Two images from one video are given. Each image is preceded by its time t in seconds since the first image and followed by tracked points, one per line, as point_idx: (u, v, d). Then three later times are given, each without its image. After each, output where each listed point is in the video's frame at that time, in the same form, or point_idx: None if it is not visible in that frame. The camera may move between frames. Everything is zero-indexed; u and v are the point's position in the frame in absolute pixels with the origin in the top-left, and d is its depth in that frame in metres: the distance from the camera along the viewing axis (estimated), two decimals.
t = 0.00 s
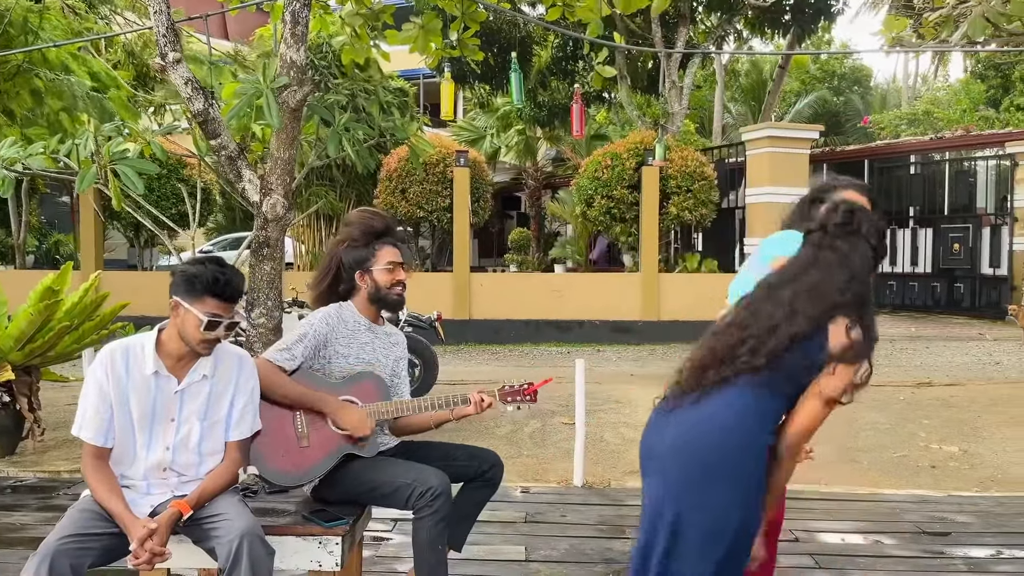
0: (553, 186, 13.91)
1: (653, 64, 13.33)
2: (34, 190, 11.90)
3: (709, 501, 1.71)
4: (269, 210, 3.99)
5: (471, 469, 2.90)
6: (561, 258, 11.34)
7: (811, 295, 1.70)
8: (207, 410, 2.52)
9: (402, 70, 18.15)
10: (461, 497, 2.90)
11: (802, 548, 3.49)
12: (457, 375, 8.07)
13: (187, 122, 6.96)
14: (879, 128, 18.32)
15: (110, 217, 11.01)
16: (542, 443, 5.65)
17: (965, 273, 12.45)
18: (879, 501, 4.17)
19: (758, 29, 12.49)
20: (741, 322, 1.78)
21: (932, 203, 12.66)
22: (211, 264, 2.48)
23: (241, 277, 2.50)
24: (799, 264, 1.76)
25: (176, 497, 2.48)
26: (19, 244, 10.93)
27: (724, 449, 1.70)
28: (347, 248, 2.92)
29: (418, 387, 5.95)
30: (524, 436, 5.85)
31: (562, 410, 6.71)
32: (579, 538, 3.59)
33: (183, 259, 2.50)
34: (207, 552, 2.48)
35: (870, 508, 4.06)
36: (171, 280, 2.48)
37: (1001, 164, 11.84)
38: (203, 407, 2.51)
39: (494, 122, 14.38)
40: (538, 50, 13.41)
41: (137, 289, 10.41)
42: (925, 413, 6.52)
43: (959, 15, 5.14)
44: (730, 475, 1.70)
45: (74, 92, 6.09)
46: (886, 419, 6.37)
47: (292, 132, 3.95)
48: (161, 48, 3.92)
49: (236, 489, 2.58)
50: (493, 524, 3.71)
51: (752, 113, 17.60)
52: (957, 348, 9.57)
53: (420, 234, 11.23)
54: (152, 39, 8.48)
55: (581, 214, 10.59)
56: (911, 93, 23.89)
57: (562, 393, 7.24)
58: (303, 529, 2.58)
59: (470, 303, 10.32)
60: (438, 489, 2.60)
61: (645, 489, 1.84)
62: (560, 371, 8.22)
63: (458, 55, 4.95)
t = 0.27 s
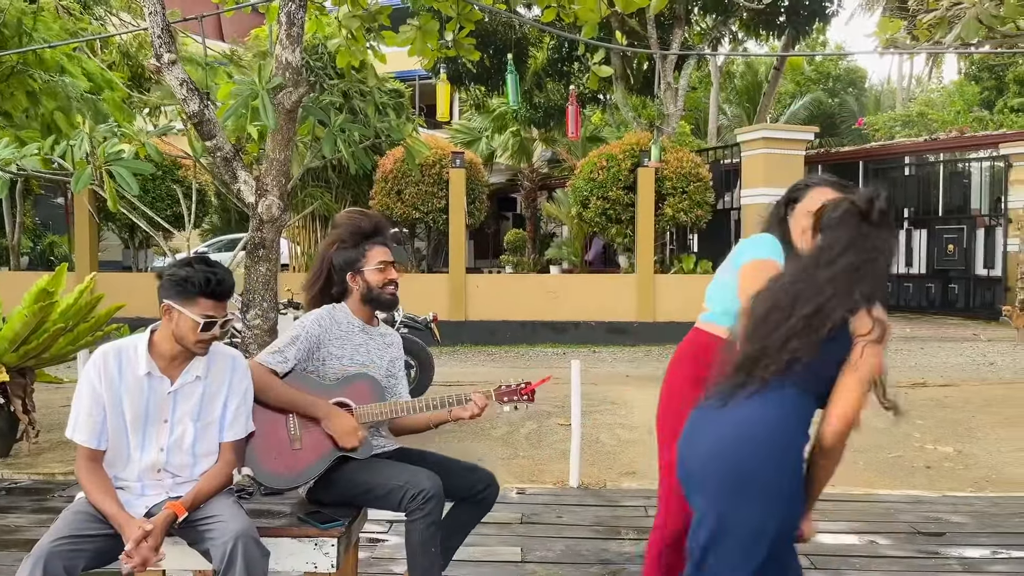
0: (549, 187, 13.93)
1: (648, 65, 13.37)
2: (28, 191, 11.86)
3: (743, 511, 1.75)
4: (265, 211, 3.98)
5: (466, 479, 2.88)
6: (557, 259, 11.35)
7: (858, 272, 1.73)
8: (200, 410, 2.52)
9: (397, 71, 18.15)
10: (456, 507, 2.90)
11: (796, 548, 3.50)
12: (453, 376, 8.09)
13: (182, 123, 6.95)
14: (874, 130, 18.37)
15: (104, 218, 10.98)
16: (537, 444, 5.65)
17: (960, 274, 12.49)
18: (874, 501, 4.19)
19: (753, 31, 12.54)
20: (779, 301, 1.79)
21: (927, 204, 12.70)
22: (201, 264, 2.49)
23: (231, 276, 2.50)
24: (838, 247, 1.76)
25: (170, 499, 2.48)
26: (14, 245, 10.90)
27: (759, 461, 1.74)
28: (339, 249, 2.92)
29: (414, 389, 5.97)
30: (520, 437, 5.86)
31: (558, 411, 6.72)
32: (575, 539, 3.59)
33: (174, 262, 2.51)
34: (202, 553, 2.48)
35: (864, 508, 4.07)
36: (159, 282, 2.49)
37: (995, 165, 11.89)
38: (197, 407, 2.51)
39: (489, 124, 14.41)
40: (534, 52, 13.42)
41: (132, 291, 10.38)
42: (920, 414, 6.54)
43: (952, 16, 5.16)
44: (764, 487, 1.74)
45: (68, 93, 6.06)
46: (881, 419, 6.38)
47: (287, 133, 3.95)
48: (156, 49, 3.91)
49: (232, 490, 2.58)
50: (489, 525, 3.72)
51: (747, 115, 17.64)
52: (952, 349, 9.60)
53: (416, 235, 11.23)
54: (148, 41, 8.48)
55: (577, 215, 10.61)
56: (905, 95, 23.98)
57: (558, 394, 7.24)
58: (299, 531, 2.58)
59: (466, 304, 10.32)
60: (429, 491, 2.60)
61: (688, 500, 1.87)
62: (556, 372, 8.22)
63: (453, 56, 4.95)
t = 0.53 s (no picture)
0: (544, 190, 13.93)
1: (643, 68, 13.38)
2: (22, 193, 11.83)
3: (832, 540, 1.89)
4: (260, 213, 3.99)
5: (461, 484, 2.87)
6: (553, 261, 11.36)
7: (927, 274, 1.85)
8: (193, 411, 2.51)
9: (392, 73, 18.15)
10: (452, 510, 2.91)
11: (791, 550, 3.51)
12: (448, 378, 8.08)
13: (176, 125, 6.93)
14: (868, 132, 18.42)
15: (99, 220, 10.95)
16: (533, 446, 5.66)
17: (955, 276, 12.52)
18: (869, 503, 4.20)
19: (748, 33, 12.56)
20: (850, 321, 1.90)
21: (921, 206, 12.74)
22: (182, 257, 2.50)
23: (212, 266, 2.51)
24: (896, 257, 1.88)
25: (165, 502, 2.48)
26: (8, 247, 10.86)
27: (834, 493, 1.88)
28: (332, 251, 2.92)
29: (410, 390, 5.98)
30: (515, 439, 5.86)
31: (553, 413, 6.72)
32: (570, 541, 3.60)
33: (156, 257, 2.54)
34: (198, 555, 2.48)
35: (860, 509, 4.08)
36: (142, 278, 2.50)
37: (989, 167, 11.93)
38: (189, 408, 2.50)
39: (484, 126, 14.42)
40: (529, 54, 13.40)
41: (127, 293, 10.35)
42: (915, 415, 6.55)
43: (946, 19, 5.19)
44: (851, 515, 1.87)
45: (63, 95, 6.05)
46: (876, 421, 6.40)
47: (282, 135, 3.95)
48: (150, 51, 3.90)
49: (227, 492, 2.58)
50: (484, 527, 3.72)
51: (742, 117, 17.68)
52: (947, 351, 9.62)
53: (411, 238, 11.22)
54: (143, 43, 8.47)
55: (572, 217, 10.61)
56: (900, 97, 24.05)
57: (553, 397, 7.25)
58: (294, 534, 2.57)
59: (461, 306, 10.32)
60: (417, 495, 2.60)
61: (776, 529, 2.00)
62: (551, 374, 8.22)
63: (448, 57, 4.94)
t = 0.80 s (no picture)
0: (540, 192, 13.96)
1: (639, 70, 13.41)
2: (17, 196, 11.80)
3: (933, 556, 1.66)
4: (256, 215, 3.98)
5: (457, 490, 2.86)
6: (549, 263, 11.37)
7: None
8: (189, 411, 2.51)
9: (388, 76, 18.17)
10: (450, 510, 2.90)
11: (788, 552, 3.52)
12: (444, 380, 8.08)
13: (171, 127, 6.93)
14: (863, 134, 18.47)
15: (94, 223, 10.93)
16: (529, 448, 5.66)
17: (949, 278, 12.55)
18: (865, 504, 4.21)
19: (743, 36, 12.61)
20: (955, 313, 1.66)
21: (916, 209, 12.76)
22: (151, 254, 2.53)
23: (180, 258, 2.54)
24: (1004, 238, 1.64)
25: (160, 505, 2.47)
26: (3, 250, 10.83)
27: (939, 509, 1.65)
28: (324, 255, 2.92)
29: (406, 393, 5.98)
30: (512, 441, 5.86)
31: (549, 416, 6.72)
32: (567, 543, 3.60)
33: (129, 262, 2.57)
34: (191, 558, 2.47)
35: (856, 511, 4.09)
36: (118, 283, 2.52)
37: (983, 169, 11.97)
38: (185, 408, 2.50)
39: (480, 128, 14.46)
40: (525, 56, 13.41)
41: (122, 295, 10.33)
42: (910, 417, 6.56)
43: (940, 22, 5.21)
44: (952, 528, 1.64)
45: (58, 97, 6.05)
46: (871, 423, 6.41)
47: (278, 137, 3.95)
48: (146, 53, 3.90)
49: (222, 493, 2.58)
50: (481, 529, 3.72)
51: (737, 120, 17.71)
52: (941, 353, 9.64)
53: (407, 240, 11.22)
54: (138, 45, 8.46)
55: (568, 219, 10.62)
56: (895, 99, 24.15)
57: (550, 399, 7.25)
58: (290, 536, 2.57)
59: (457, 309, 10.32)
60: (410, 498, 2.59)
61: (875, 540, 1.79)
62: (547, 376, 8.23)
63: (444, 59, 4.96)
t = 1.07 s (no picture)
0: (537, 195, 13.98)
1: (635, 73, 13.42)
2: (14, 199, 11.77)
3: None
4: (252, 218, 3.97)
5: (455, 494, 2.86)
6: (546, 266, 11.37)
7: None
8: (181, 415, 2.51)
9: (385, 79, 18.17)
10: (448, 511, 2.90)
11: (784, 554, 3.52)
12: (441, 383, 8.07)
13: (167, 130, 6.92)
14: (859, 137, 18.52)
15: (90, 226, 10.91)
16: (526, 451, 5.66)
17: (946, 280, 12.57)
18: (861, 507, 4.21)
19: (739, 39, 12.63)
20: None
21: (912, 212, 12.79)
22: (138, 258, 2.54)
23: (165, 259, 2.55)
24: None
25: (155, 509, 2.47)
26: None
27: None
28: (319, 259, 2.91)
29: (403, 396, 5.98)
30: (508, 445, 5.86)
31: (546, 418, 6.72)
32: (563, 546, 3.59)
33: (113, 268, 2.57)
34: (188, 562, 2.47)
35: (852, 514, 4.09)
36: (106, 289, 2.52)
37: (979, 172, 12.00)
38: (177, 412, 2.50)
39: (477, 131, 14.49)
40: (522, 60, 13.40)
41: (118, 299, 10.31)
42: (906, 420, 6.57)
43: (936, 25, 5.22)
44: None
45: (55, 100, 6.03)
46: (867, 425, 6.42)
47: (274, 140, 3.94)
48: (142, 57, 3.89)
49: (218, 497, 2.57)
50: (477, 533, 3.71)
51: (734, 123, 17.75)
52: (937, 355, 9.66)
53: (404, 243, 11.21)
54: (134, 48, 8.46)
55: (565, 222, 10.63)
56: (890, 102, 24.21)
57: (546, 402, 7.25)
58: (287, 539, 2.58)
59: (454, 312, 10.32)
60: (408, 500, 2.59)
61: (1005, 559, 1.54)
62: (544, 379, 8.22)
63: (441, 62, 4.96)
